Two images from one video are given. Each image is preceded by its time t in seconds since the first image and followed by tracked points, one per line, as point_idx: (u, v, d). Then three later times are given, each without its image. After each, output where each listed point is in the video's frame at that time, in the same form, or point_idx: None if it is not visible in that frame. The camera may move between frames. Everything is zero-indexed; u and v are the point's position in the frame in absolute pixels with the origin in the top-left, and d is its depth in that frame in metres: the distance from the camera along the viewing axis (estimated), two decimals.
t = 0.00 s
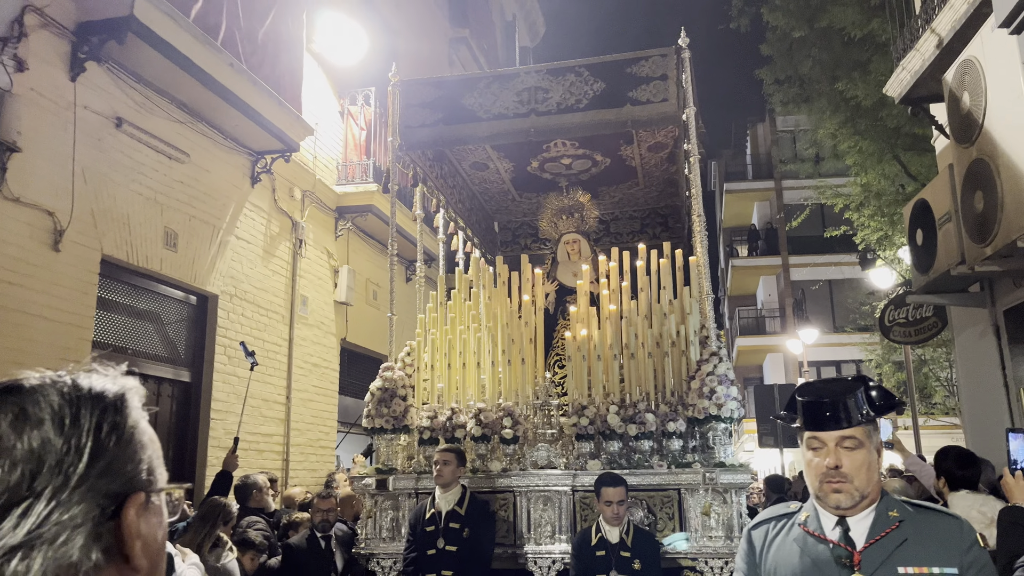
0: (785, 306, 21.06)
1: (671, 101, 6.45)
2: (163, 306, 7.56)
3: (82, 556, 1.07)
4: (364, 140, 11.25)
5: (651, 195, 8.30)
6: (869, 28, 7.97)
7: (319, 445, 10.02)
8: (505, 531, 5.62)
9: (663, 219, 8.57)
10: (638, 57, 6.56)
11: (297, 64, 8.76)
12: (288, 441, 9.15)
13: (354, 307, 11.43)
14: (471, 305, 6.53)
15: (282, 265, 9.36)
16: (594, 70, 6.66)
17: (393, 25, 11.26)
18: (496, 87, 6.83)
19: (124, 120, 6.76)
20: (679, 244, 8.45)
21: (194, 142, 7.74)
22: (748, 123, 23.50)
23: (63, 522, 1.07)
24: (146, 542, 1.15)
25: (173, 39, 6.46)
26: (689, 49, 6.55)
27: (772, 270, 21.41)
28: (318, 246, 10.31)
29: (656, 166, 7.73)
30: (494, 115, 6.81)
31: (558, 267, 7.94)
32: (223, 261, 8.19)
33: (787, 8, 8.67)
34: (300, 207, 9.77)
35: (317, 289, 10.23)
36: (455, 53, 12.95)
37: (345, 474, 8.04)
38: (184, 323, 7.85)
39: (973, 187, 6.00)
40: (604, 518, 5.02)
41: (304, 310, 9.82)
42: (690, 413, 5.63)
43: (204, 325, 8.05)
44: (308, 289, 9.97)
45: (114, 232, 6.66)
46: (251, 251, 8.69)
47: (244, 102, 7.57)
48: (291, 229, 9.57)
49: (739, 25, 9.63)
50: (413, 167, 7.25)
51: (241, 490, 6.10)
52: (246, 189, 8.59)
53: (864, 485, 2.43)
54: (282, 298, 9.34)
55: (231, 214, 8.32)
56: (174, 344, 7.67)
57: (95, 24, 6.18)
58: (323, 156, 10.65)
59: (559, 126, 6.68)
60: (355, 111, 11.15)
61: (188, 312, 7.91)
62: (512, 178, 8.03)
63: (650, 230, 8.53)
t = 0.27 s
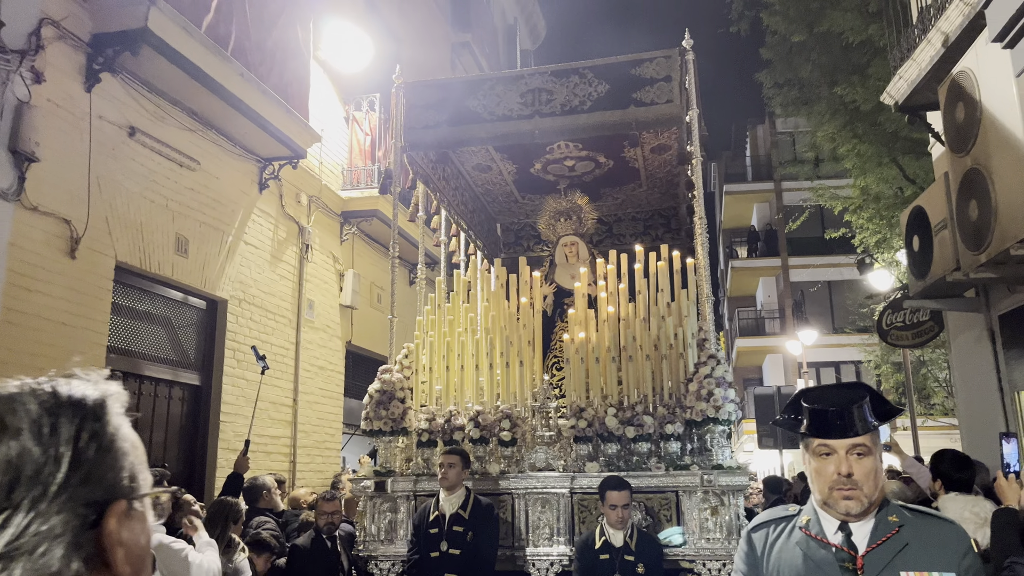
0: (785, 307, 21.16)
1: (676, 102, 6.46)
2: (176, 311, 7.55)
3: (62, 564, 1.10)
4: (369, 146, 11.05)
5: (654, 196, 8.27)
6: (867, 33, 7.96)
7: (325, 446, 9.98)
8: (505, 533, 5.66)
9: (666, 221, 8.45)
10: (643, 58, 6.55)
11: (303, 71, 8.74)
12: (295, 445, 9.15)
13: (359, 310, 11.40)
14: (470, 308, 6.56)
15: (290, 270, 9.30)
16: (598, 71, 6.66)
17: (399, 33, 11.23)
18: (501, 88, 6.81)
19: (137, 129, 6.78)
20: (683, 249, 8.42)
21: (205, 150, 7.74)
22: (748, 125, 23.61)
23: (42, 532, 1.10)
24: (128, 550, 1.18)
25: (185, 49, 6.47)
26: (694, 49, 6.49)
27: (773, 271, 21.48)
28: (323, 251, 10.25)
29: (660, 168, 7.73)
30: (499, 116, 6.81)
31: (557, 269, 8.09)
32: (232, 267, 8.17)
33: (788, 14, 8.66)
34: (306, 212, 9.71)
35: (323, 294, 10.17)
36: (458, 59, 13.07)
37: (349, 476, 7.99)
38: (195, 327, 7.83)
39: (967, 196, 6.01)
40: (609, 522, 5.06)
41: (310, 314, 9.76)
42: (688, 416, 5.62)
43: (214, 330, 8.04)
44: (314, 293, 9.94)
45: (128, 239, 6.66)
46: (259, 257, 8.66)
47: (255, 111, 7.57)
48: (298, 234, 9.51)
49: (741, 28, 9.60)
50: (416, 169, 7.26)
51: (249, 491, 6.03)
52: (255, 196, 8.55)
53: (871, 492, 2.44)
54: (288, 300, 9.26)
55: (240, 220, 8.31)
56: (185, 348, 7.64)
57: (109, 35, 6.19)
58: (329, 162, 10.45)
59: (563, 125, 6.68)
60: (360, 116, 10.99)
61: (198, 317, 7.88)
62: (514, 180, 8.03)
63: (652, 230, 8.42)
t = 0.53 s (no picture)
0: (783, 307, 21.01)
1: (677, 102, 6.41)
2: (183, 313, 7.41)
3: None
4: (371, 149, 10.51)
5: (653, 195, 8.20)
6: (863, 37, 7.80)
7: (328, 447, 9.60)
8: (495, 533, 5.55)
9: (665, 220, 8.38)
10: (644, 59, 6.52)
11: (307, 76, 8.59)
12: (299, 444, 8.80)
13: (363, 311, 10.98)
14: (466, 309, 6.47)
15: (295, 272, 9.02)
16: (599, 71, 6.64)
17: (400, 39, 11.15)
18: (503, 88, 6.80)
19: (145, 136, 6.70)
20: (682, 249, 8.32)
21: (213, 157, 7.61)
22: (747, 125, 23.50)
23: None
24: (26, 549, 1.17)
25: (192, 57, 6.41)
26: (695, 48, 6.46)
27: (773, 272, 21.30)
28: (327, 253, 9.79)
29: (659, 168, 7.67)
30: (501, 116, 6.78)
31: (553, 268, 7.85)
32: (238, 271, 7.97)
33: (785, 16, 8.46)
34: (310, 216, 9.33)
35: (327, 296, 9.79)
36: (458, 61, 12.96)
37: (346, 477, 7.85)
38: (202, 330, 7.66)
39: (961, 201, 5.95)
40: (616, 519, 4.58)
41: (315, 316, 9.41)
42: (679, 415, 5.57)
43: (220, 333, 7.84)
44: (319, 295, 9.55)
45: (137, 243, 6.59)
46: (263, 262, 8.41)
47: (260, 117, 7.45)
48: (302, 237, 9.16)
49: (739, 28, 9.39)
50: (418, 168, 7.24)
51: (253, 492, 5.86)
52: (259, 201, 8.32)
53: (853, 497, 2.31)
54: (291, 305, 8.93)
55: (248, 225, 8.13)
56: (190, 350, 7.47)
57: (119, 44, 6.16)
58: (332, 164, 9.93)
59: (565, 125, 6.64)
60: (363, 121, 10.48)
61: (204, 320, 7.70)
62: (513, 180, 7.98)
63: (652, 229, 8.33)
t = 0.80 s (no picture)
0: (782, 308, 21.05)
1: (673, 104, 6.35)
2: (187, 316, 7.38)
3: None
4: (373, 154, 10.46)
5: (650, 197, 8.15)
6: (859, 43, 7.74)
7: (331, 448, 9.53)
8: (491, 532, 5.58)
9: (661, 222, 8.36)
10: (640, 61, 6.46)
11: (311, 83, 8.45)
12: (302, 446, 8.76)
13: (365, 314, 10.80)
14: (464, 310, 6.47)
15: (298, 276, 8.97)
16: (596, 72, 6.57)
17: (402, 44, 11.04)
18: (500, 89, 6.74)
19: (154, 144, 6.73)
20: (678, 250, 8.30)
21: (219, 164, 7.63)
22: (745, 127, 23.50)
23: None
24: None
25: (199, 67, 6.44)
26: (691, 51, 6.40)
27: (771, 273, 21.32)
28: (329, 257, 9.75)
29: (655, 169, 7.59)
30: (497, 117, 6.72)
31: (549, 269, 7.86)
32: (242, 274, 7.96)
33: (780, 21, 8.42)
34: (313, 221, 9.31)
35: (329, 299, 9.69)
36: (458, 65, 12.94)
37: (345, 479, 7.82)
38: (206, 333, 7.63)
39: (950, 209, 6.08)
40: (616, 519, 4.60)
41: (316, 319, 9.31)
42: (675, 417, 5.56)
43: (224, 337, 7.82)
44: (323, 298, 9.51)
45: (145, 249, 6.63)
46: (268, 268, 8.40)
47: (267, 125, 7.45)
48: (305, 242, 9.13)
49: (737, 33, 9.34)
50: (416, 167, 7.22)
51: (257, 491, 5.89)
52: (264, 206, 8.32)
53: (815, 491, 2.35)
54: (295, 306, 8.91)
55: (254, 230, 8.15)
56: (196, 353, 7.46)
57: (128, 55, 6.21)
58: (333, 169, 9.84)
59: (560, 128, 6.58)
60: (364, 126, 10.35)
61: (210, 324, 7.68)
62: (510, 181, 7.90)
63: (648, 231, 8.32)
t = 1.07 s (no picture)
0: (781, 309, 21.07)
1: (667, 106, 6.29)
2: (192, 320, 7.42)
3: None
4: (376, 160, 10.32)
5: (647, 199, 8.16)
6: (856, 48, 7.76)
7: (333, 449, 9.56)
8: (491, 534, 5.60)
9: (658, 222, 8.36)
10: (634, 63, 6.35)
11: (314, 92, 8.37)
12: (305, 448, 8.82)
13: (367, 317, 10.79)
14: (464, 310, 6.55)
15: (301, 280, 8.99)
16: (591, 74, 6.46)
17: (405, 51, 11.08)
18: (493, 90, 6.62)
19: (162, 152, 6.78)
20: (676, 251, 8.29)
21: (225, 172, 7.66)
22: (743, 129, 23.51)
23: None
24: None
25: (208, 80, 6.50)
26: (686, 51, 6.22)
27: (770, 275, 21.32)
28: (332, 262, 9.78)
29: (653, 169, 7.57)
30: (491, 119, 6.64)
31: (550, 270, 7.77)
32: (248, 279, 8.01)
33: (777, 25, 8.41)
34: (317, 226, 9.36)
35: (332, 302, 9.72)
36: (459, 71, 13.00)
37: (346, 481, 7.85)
38: (211, 338, 7.68)
39: (939, 218, 6.16)
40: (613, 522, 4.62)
41: (319, 322, 9.34)
42: (677, 418, 5.56)
43: (230, 341, 7.88)
44: (325, 302, 9.56)
45: (154, 256, 6.68)
46: (272, 273, 8.45)
47: (273, 133, 7.49)
48: (308, 246, 9.17)
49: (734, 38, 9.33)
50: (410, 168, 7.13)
51: (263, 494, 5.94)
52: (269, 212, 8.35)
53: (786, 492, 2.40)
54: (299, 310, 8.96)
55: (258, 235, 8.18)
56: (202, 357, 7.51)
57: (138, 67, 6.26)
58: (336, 175, 9.84)
59: (556, 129, 6.55)
60: (367, 131, 10.28)
61: (214, 329, 7.73)
62: (507, 182, 7.82)
63: (644, 232, 8.28)
